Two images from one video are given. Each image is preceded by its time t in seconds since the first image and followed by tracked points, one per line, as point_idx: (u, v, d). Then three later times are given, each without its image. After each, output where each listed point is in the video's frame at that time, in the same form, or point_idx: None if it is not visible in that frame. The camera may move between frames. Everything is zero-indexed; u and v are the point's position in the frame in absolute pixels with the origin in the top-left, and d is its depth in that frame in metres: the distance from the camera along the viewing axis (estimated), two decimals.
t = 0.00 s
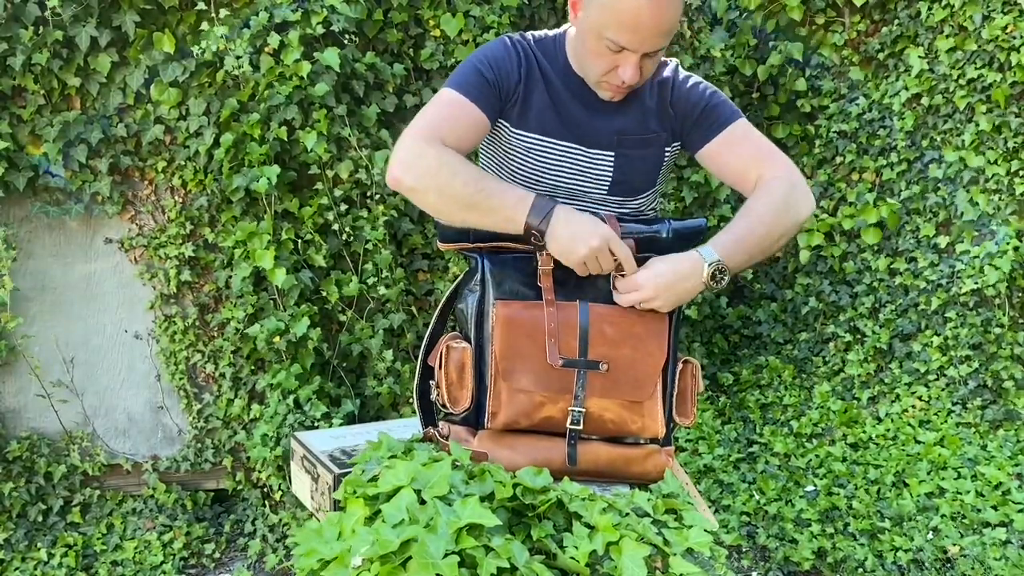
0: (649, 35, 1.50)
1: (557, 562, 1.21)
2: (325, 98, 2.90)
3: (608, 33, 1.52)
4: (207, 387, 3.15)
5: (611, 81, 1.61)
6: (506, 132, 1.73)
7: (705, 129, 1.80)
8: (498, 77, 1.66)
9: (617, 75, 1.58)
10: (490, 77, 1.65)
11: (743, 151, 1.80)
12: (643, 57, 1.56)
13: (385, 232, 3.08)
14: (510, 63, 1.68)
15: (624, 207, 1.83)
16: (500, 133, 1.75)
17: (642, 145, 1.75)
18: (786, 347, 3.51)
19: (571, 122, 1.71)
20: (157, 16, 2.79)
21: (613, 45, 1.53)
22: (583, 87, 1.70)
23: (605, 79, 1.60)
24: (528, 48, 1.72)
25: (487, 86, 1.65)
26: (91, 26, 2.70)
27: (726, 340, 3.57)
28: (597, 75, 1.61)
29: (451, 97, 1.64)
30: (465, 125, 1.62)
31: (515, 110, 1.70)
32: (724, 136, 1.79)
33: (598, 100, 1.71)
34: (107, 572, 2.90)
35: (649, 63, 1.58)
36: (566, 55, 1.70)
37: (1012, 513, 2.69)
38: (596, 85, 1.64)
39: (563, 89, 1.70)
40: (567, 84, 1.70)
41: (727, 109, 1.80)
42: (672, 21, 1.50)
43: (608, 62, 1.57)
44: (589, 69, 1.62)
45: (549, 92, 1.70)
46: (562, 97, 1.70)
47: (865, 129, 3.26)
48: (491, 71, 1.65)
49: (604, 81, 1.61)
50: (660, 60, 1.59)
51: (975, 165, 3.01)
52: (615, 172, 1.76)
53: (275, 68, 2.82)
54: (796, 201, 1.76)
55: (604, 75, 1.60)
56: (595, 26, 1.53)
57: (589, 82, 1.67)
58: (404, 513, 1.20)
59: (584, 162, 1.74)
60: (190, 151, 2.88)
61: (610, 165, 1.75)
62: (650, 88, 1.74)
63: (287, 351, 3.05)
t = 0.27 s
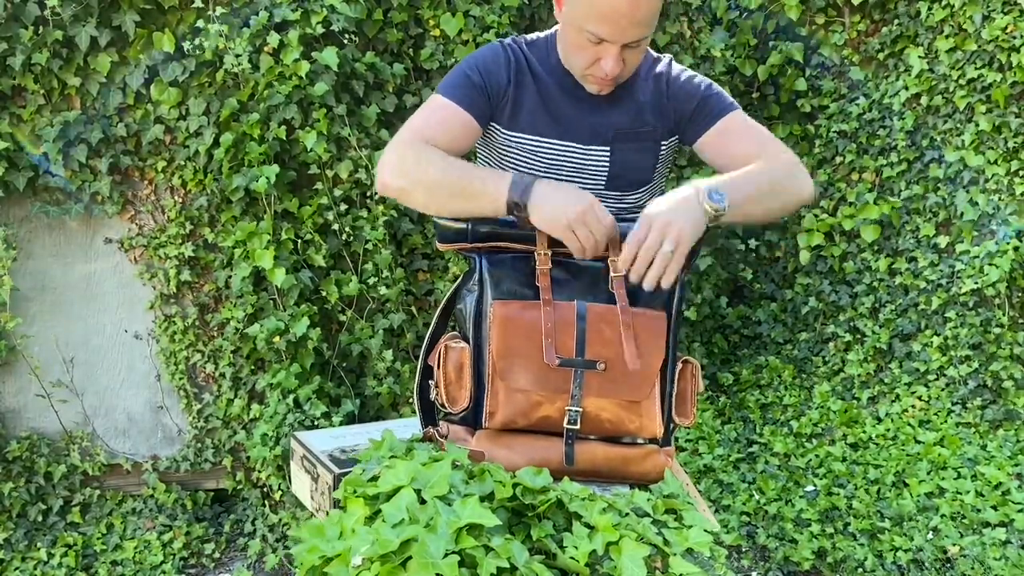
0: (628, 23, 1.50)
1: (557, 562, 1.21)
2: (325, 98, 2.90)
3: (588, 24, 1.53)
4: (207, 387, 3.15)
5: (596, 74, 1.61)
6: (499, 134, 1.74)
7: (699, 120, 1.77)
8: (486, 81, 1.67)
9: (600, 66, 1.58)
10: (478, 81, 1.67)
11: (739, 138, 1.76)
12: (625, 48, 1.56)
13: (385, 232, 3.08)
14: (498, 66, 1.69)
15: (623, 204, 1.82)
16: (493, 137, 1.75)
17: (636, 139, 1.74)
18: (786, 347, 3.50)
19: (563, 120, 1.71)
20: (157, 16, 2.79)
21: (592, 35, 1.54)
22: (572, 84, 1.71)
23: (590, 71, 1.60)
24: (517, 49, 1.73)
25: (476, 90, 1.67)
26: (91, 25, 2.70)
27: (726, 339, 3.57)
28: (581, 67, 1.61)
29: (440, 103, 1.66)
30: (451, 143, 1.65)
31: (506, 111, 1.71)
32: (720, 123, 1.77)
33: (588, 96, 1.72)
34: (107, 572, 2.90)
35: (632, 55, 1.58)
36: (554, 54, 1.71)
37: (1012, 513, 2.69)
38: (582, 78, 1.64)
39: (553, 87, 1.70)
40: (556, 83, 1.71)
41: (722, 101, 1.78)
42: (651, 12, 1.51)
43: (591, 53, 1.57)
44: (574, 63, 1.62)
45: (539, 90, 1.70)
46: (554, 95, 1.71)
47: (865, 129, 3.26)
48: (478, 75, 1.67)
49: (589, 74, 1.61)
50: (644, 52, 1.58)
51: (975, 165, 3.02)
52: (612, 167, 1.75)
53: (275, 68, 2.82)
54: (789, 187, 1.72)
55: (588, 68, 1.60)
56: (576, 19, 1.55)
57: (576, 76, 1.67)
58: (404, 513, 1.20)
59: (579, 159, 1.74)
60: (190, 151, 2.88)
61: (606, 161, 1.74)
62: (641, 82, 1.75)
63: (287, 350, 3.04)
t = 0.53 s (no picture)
0: (610, 11, 1.49)
1: (557, 562, 1.21)
2: (325, 98, 2.90)
3: (572, 13, 1.52)
4: (207, 387, 3.14)
5: (582, 63, 1.60)
6: (494, 133, 1.75)
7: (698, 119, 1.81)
8: (468, 82, 1.73)
9: (586, 56, 1.57)
10: (460, 82, 1.73)
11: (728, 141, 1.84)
12: (610, 36, 1.55)
13: (385, 232, 3.08)
14: (486, 68, 1.73)
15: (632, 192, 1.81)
16: (491, 137, 1.77)
17: (636, 126, 1.75)
18: (786, 347, 3.50)
19: (561, 109, 1.72)
20: (157, 16, 2.79)
21: (577, 24, 1.53)
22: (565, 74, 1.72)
23: (577, 61, 1.60)
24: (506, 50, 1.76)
25: (458, 92, 1.73)
26: (91, 25, 2.70)
27: (726, 339, 3.57)
28: (569, 58, 1.61)
29: (423, 111, 1.74)
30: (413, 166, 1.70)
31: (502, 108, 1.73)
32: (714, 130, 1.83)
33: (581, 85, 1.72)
34: (107, 572, 2.90)
35: (619, 42, 1.56)
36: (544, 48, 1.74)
37: (1012, 513, 2.69)
38: (573, 69, 1.63)
39: (548, 78, 1.72)
40: (550, 73, 1.72)
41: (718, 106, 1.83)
42: None
43: (577, 43, 1.57)
44: (564, 53, 1.62)
45: (535, 84, 1.72)
46: (549, 89, 1.72)
47: (865, 129, 3.25)
48: (461, 76, 1.73)
49: (576, 63, 1.61)
50: (633, 39, 1.57)
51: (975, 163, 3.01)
52: (614, 157, 1.76)
53: (275, 68, 2.82)
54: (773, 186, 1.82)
55: (575, 57, 1.60)
56: (560, 7, 1.54)
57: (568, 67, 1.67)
58: (404, 513, 1.20)
59: (581, 148, 1.75)
60: (190, 151, 2.88)
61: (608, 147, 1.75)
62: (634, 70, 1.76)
63: (287, 350, 3.04)
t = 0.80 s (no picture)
0: None
1: (557, 562, 1.21)
2: (325, 98, 2.90)
3: None
4: (207, 387, 3.14)
5: (582, 49, 1.64)
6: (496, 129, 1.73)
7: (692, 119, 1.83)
8: (472, 81, 1.72)
9: (585, 40, 1.62)
10: (464, 82, 1.71)
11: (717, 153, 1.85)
12: (607, 19, 1.60)
13: (385, 232, 3.08)
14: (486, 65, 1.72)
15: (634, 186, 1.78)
16: (492, 136, 1.74)
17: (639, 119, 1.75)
18: (786, 347, 3.50)
19: (565, 100, 1.71)
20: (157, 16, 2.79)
21: (576, 7, 1.58)
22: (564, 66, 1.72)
23: (576, 47, 1.64)
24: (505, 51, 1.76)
25: (462, 91, 1.71)
26: (91, 25, 2.70)
27: (726, 339, 3.58)
28: (567, 44, 1.65)
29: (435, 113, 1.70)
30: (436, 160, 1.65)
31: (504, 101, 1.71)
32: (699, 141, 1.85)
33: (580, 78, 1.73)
34: (107, 572, 2.91)
35: (617, 27, 1.62)
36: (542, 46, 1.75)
37: (1012, 513, 2.69)
38: (571, 55, 1.67)
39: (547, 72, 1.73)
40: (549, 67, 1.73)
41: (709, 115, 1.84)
42: None
43: (576, 28, 1.62)
44: (562, 40, 1.66)
45: (535, 79, 1.72)
46: (550, 81, 1.72)
47: (865, 129, 3.25)
48: (464, 77, 1.72)
49: (576, 50, 1.65)
50: (629, 23, 1.62)
51: (975, 166, 3.03)
52: (615, 148, 1.74)
53: (275, 68, 2.82)
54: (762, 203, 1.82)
55: (574, 43, 1.64)
56: None
57: (566, 56, 1.71)
58: (404, 513, 1.20)
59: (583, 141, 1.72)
60: (190, 151, 2.88)
61: (611, 139, 1.73)
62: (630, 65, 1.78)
63: (287, 351, 3.04)
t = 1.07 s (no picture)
0: None
1: (557, 562, 1.21)
2: (325, 98, 2.90)
3: None
4: (207, 387, 3.14)
5: (593, 43, 1.68)
6: (513, 123, 1.71)
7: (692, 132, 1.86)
8: (496, 71, 1.70)
9: (596, 34, 1.66)
10: (488, 71, 1.69)
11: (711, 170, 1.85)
12: (617, 13, 1.65)
13: (385, 232, 3.08)
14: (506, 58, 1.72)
15: (639, 188, 1.79)
16: (509, 129, 1.72)
17: (648, 120, 1.78)
18: (786, 347, 3.51)
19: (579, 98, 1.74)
20: (157, 16, 2.79)
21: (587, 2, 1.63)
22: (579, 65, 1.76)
23: (587, 41, 1.68)
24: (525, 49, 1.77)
25: (486, 80, 1.69)
26: (91, 25, 2.70)
27: (726, 340, 3.58)
28: (579, 40, 1.69)
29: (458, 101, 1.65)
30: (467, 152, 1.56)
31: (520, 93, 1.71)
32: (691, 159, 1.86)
33: (593, 76, 1.76)
34: (107, 572, 2.91)
35: (627, 22, 1.67)
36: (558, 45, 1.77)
37: (1012, 513, 2.69)
38: (582, 52, 1.71)
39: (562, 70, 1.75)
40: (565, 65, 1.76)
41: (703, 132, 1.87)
42: None
43: (587, 23, 1.66)
44: (574, 38, 1.70)
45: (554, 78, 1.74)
46: (569, 82, 1.74)
47: (865, 129, 3.25)
48: (489, 67, 1.70)
49: (587, 45, 1.69)
50: (638, 19, 1.67)
51: (975, 165, 3.01)
52: (627, 151, 1.76)
53: (275, 68, 2.82)
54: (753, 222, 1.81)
55: (585, 38, 1.68)
56: None
57: (577, 54, 1.75)
58: (404, 513, 1.20)
59: (597, 140, 1.74)
60: (190, 151, 2.88)
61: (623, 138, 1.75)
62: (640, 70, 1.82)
63: (287, 351, 3.04)
